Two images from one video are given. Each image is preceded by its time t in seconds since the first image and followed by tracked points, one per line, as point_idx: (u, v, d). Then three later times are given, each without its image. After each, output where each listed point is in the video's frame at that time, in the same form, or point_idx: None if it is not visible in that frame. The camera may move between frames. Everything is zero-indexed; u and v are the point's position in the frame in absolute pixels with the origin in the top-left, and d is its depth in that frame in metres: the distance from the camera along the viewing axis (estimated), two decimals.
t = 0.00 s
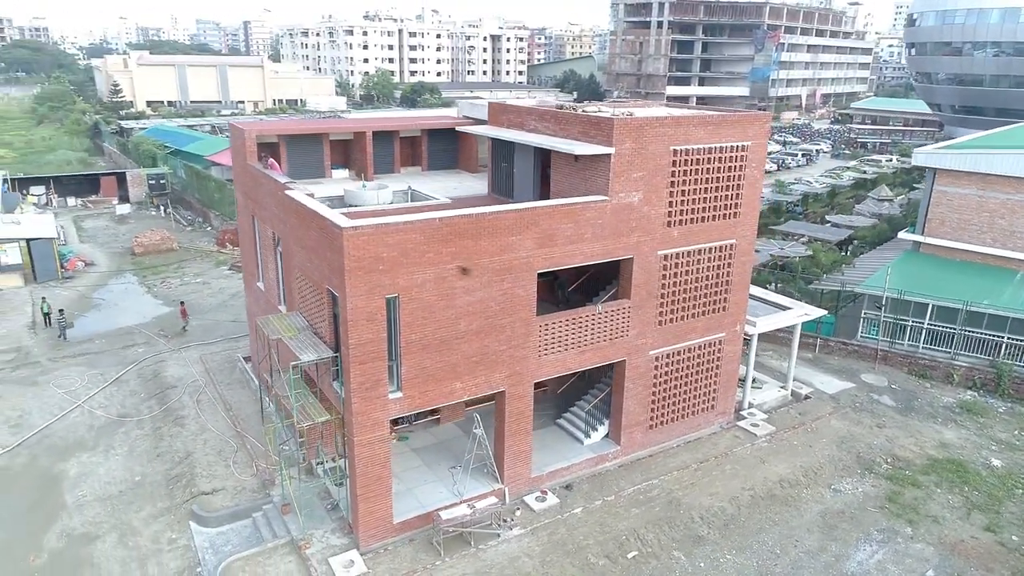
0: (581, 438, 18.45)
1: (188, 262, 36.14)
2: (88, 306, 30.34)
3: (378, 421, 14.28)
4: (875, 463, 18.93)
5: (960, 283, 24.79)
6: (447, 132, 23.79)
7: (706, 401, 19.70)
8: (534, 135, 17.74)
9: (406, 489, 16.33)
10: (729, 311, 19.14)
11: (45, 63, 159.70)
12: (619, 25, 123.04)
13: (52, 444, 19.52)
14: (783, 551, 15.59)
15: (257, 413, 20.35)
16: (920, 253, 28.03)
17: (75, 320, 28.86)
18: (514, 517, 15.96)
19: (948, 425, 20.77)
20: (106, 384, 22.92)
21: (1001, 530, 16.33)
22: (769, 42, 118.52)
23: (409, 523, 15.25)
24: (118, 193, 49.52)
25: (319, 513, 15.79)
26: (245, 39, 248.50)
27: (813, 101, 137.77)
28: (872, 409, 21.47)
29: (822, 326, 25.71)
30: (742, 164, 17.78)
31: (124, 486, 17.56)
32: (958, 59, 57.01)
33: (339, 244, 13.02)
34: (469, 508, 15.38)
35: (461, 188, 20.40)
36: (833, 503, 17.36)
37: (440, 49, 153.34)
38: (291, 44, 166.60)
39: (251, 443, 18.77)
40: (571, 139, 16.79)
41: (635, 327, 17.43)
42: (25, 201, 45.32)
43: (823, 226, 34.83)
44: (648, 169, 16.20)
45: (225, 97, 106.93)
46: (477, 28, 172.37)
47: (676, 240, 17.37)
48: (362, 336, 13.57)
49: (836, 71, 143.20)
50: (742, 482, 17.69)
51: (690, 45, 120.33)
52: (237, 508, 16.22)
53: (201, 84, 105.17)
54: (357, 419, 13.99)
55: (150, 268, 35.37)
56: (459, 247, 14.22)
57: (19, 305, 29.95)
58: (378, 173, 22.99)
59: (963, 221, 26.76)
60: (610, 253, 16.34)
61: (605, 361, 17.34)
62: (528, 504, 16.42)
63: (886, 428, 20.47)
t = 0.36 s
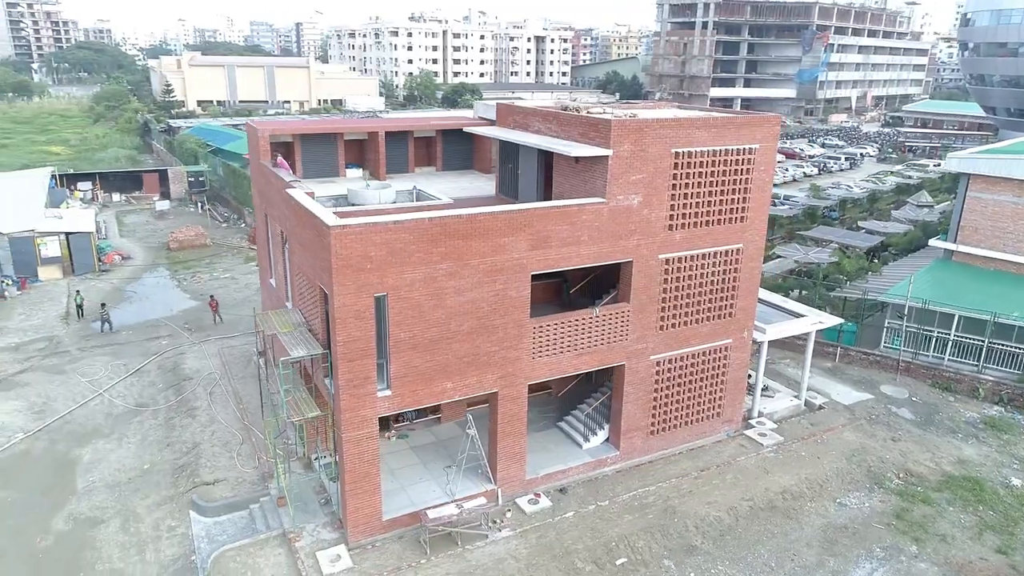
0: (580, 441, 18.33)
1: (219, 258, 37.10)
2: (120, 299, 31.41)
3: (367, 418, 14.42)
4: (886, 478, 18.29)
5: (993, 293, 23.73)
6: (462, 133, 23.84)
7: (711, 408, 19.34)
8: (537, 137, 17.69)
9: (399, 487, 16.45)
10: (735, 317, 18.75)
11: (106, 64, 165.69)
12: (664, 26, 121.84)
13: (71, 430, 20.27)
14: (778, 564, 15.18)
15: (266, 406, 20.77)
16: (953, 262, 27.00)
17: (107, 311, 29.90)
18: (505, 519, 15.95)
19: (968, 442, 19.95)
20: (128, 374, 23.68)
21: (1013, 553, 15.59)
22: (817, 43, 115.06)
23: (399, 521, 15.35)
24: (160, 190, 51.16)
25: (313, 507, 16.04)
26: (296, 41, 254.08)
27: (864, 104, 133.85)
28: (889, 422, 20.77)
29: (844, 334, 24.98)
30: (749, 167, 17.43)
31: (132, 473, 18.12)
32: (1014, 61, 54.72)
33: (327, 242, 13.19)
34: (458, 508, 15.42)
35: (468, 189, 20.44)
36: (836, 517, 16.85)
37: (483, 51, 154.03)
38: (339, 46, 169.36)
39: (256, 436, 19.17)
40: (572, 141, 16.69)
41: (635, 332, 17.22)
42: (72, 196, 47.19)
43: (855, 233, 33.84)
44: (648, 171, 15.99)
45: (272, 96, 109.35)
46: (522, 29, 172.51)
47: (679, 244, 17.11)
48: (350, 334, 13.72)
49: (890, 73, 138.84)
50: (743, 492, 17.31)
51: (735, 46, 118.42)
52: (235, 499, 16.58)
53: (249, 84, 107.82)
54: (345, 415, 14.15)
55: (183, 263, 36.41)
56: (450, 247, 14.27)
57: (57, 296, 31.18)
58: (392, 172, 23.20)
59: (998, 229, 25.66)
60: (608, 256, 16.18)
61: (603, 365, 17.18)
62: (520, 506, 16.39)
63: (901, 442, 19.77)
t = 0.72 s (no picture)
0: (575, 444, 18.20)
1: (245, 255, 37.93)
2: (147, 293, 32.36)
3: (353, 415, 14.57)
4: (891, 492, 17.72)
5: (1020, 303, 22.74)
6: (473, 132, 23.87)
7: (712, 415, 19.01)
8: (536, 138, 17.64)
9: (390, 484, 16.59)
10: (737, 323, 18.42)
11: (158, 64, 170.63)
12: (705, 26, 120.22)
13: (85, 419, 20.98)
14: None
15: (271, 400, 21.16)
16: (981, 270, 26.00)
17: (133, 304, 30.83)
18: (492, 519, 15.95)
19: (983, 457, 19.20)
20: (145, 366, 24.39)
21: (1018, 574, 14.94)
22: (863, 44, 110.40)
23: (385, 518, 15.47)
24: (196, 187, 52.57)
25: (304, 501, 16.29)
26: (342, 42, 258.30)
27: (914, 106, 129.73)
28: (900, 434, 20.12)
29: (861, 343, 24.30)
30: (751, 170, 17.11)
31: (138, 462, 18.66)
32: None
33: (313, 241, 13.37)
34: (443, 507, 15.49)
35: (473, 189, 20.48)
36: (834, 530, 16.38)
37: (523, 52, 154.05)
38: (381, 47, 171.13)
39: (258, 429, 19.54)
40: (568, 142, 16.61)
41: (631, 336, 17.04)
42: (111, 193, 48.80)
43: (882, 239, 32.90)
44: (643, 173, 15.81)
45: (313, 96, 111.27)
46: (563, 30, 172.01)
47: (677, 248, 16.88)
48: (336, 331, 13.89)
49: (942, 74, 134.26)
50: (738, 501, 16.97)
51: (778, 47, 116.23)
52: (231, 491, 16.92)
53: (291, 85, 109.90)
54: (330, 411, 14.32)
55: (210, 259, 37.33)
56: (437, 247, 14.33)
57: (88, 289, 32.27)
58: (402, 172, 23.37)
59: None
60: (601, 259, 16.04)
61: (597, 369, 17.05)
62: (508, 507, 16.38)
63: (911, 455, 19.13)
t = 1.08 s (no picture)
0: (569, 447, 18.11)
1: (270, 251, 38.69)
2: (172, 287, 33.27)
3: (339, 411, 14.76)
4: (893, 505, 17.20)
5: None
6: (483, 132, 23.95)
7: (711, 421, 18.74)
8: (533, 138, 17.62)
9: (380, 480, 16.75)
10: (737, 327, 18.12)
11: (206, 65, 175.11)
12: (746, 26, 118.17)
13: (100, 407, 21.68)
14: None
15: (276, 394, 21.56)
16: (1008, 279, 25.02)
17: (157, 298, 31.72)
18: (478, 519, 15.99)
19: (995, 473, 18.50)
20: (161, 358, 25.08)
21: None
22: (910, 44, 106.39)
23: (372, 513, 15.65)
24: (229, 185, 53.81)
25: (295, 494, 16.57)
26: (385, 43, 261.62)
27: (965, 108, 125.25)
28: (909, 446, 19.51)
29: (877, 351, 23.61)
30: (750, 172, 16.82)
31: (144, 451, 19.21)
32: None
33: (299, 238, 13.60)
34: (428, 504, 15.59)
35: (476, 190, 20.56)
36: (829, 542, 15.94)
37: (561, 52, 153.66)
38: (422, 48, 172.54)
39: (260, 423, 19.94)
40: (563, 142, 16.54)
41: (624, 338, 16.90)
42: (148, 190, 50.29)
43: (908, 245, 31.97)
44: (636, 174, 15.66)
45: (351, 96, 112.90)
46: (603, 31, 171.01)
47: (673, 250, 16.69)
48: (322, 327, 14.10)
49: (995, 75, 129.34)
50: (731, 509, 16.67)
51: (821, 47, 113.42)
52: (227, 482, 17.28)
53: (330, 85, 111.60)
54: (317, 407, 14.55)
55: (236, 255, 38.19)
56: (424, 246, 14.42)
57: (117, 282, 33.32)
58: (411, 172, 23.57)
59: None
60: (593, 260, 15.94)
61: (590, 371, 16.96)
62: (496, 507, 16.39)
63: (918, 468, 18.54)
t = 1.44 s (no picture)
0: (563, 448, 18.07)
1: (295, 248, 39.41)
2: (198, 281, 34.13)
3: (327, 405, 14.98)
4: (894, 519, 16.67)
5: None
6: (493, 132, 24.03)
7: (709, 426, 18.46)
8: (532, 139, 17.60)
9: (371, 476, 16.95)
10: (736, 332, 17.82)
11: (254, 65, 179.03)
12: (789, 27, 115.72)
13: (115, 396, 22.41)
14: None
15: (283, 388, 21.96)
16: None
17: (183, 291, 32.63)
18: (464, 517, 16.05)
19: (1007, 489, 17.78)
20: (179, 349, 25.79)
21: None
22: (961, 44, 102.30)
23: (360, 508, 15.85)
24: (262, 182, 54.95)
25: (289, 486, 16.88)
26: (429, 44, 264.11)
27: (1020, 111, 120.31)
28: (917, 459, 18.89)
29: (893, 359, 22.84)
30: (749, 175, 16.53)
31: (151, 439, 19.79)
32: None
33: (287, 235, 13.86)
34: (413, 500, 15.71)
35: (481, 191, 20.66)
36: (822, 554, 15.51)
37: (601, 52, 152.79)
38: (462, 48, 173.27)
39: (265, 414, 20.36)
40: (558, 142, 16.47)
41: (618, 341, 16.77)
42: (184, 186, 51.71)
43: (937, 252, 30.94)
44: (628, 175, 15.53)
45: (391, 97, 114.27)
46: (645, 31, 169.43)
47: (668, 253, 16.50)
48: (309, 323, 14.33)
49: None
50: (723, 517, 16.37)
51: (866, 48, 109.59)
52: (225, 472, 17.67)
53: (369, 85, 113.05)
54: (305, 401, 14.78)
55: (262, 251, 39.00)
56: (411, 245, 14.53)
57: (145, 276, 34.35)
58: (422, 171, 23.77)
59: None
60: (585, 261, 15.85)
61: (582, 373, 16.87)
62: (484, 506, 16.42)
63: (925, 482, 17.93)
